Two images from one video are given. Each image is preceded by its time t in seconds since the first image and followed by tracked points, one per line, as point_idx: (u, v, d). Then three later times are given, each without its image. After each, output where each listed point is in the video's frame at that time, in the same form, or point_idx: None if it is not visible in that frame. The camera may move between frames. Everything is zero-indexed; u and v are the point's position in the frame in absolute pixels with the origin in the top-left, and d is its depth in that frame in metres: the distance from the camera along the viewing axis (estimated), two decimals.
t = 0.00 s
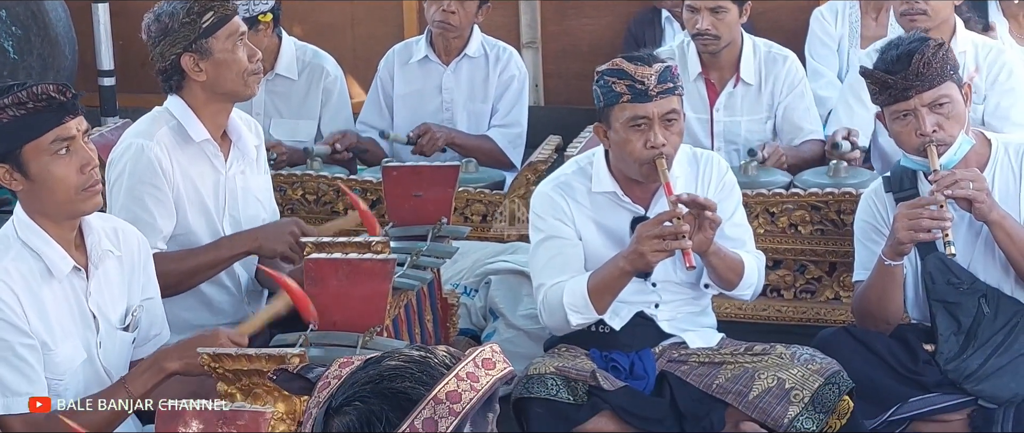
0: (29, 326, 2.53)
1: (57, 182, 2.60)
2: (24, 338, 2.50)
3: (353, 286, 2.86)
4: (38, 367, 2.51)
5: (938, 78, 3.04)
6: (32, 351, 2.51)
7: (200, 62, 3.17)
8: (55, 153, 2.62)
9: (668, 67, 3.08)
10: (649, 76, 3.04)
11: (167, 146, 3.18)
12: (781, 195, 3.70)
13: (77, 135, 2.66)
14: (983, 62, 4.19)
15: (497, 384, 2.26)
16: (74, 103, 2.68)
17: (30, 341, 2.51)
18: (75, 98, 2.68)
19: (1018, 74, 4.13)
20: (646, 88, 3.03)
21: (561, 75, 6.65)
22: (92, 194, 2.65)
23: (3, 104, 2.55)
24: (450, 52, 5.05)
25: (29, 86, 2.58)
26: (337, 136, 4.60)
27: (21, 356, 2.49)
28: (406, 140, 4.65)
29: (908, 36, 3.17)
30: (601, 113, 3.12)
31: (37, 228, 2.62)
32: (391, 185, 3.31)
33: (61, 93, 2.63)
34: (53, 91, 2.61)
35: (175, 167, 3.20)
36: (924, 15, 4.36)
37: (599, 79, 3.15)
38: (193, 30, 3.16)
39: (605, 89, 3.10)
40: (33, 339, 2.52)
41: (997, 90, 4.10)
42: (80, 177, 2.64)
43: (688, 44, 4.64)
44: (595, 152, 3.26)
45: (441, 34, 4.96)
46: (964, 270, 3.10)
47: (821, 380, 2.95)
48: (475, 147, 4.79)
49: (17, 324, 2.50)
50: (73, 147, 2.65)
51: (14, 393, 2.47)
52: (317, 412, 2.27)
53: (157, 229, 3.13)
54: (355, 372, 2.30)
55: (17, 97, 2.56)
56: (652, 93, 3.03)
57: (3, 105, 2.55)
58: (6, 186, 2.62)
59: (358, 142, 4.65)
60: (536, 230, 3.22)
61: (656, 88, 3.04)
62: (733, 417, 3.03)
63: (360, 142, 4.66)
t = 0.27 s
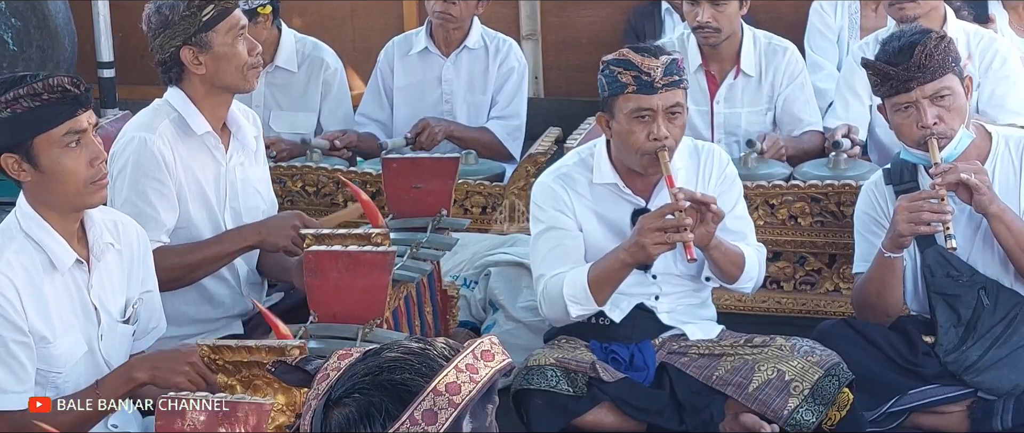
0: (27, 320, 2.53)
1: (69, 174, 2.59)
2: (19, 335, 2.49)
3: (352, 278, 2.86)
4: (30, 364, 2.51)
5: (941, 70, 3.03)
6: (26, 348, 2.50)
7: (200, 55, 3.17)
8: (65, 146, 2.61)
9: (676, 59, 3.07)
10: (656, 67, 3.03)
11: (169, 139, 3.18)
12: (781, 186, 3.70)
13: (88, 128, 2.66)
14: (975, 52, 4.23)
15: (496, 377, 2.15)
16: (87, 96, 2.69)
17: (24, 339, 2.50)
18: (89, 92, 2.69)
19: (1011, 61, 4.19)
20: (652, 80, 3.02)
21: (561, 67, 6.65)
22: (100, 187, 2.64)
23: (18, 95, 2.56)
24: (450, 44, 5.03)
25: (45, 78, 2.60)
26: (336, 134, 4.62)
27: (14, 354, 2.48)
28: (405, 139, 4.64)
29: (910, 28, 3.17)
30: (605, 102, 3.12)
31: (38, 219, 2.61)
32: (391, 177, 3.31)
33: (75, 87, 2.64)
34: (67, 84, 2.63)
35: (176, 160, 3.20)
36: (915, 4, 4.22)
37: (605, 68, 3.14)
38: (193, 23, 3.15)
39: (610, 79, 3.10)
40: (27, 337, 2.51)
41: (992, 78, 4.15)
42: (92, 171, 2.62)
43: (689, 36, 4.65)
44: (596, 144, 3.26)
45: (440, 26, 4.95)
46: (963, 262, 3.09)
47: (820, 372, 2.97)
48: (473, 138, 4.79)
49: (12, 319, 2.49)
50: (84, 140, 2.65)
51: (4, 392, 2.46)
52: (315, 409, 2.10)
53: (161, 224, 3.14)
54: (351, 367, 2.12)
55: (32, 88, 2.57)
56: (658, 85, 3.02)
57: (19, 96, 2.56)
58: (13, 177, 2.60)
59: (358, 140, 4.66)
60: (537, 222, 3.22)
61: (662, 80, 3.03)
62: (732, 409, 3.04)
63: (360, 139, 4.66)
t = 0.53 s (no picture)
0: (30, 307, 2.52)
1: (67, 166, 2.59)
2: (25, 321, 2.50)
3: (353, 270, 2.87)
4: (40, 349, 2.51)
5: (941, 63, 3.03)
6: (33, 333, 2.51)
7: (190, 48, 3.18)
8: (68, 137, 2.61)
9: (678, 53, 3.06)
10: (659, 60, 3.03)
11: (166, 130, 3.18)
12: (782, 179, 3.70)
13: (90, 119, 2.67)
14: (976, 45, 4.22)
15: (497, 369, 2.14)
16: (91, 88, 2.69)
17: (31, 324, 2.50)
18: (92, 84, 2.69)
19: (1014, 54, 4.18)
20: (654, 73, 3.02)
21: (561, 60, 6.64)
22: (102, 180, 2.64)
23: (23, 85, 2.55)
24: (450, 36, 5.02)
25: (48, 70, 2.59)
26: (336, 116, 4.60)
27: (22, 338, 2.49)
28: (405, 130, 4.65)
29: (912, 21, 3.16)
30: (606, 94, 3.12)
31: (36, 209, 2.61)
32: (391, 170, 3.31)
33: (79, 78, 2.65)
34: (72, 75, 2.64)
35: (174, 151, 3.19)
36: None
37: (606, 61, 3.14)
38: (188, 15, 3.16)
39: (612, 71, 3.09)
40: (34, 322, 2.51)
41: (995, 71, 4.13)
42: (93, 163, 2.63)
43: (688, 30, 4.65)
44: (596, 137, 3.26)
45: (441, 18, 4.94)
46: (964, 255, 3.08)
47: (821, 364, 2.98)
48: (474, 130, 4.79)
49: (18, 305, 2.49)
50: (87, 131, 2.65)
51: (20, 375, 2.49)
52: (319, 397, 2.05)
53: (159, 212, 3.13)
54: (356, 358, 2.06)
55: (37, 79, 2.57)
56: (660, 79, 3.02)
57: (23, 85, 2.55)
58: (14, 168, 2.60)
59: (357, 123, 4.64)
60: (537, 216, 3.22)
61: (664, 73, 3.03)
62: (733, 401, 3.06)
63: (359, 123, 4.65)
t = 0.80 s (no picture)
0: (37, 303, 2.50)
1: (88, 156, 2.58)
2: (28, 319, 2.46)
3: (356, 262, 2.87)
4: (37, 348, 2.47)
5: (945, 54, 3.03)
6: (35, 332, 2.47)
7: (190, 38, 3.18)
8: (87, 127, 2.60)
9: (677, 47, 3.05)
10: (656, 55, 3.01)
11: (168, 120, 3.16)
12: (784, 171, 3.69)
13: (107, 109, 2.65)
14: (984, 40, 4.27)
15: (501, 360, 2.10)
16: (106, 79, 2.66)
17: (34, 322, 2.47)
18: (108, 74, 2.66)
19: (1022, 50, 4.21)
20: (653, 68, 3.01)
21: (562, 52, 6.64)
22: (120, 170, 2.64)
23: (41, 77, 2.53)
24: (453, 28, 5.02)
25: (65, 60, 2.56)
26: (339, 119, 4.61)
27: (23, 336, 2.45)
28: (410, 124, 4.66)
29: (915, 13, 3.16)
30: (605, 89, 3.10)
31: (50, 201, 2.59)
32: (393, 162, 3.30)
33: (95, 67, 2.61)
34: (89, 65, 2.59)
35: (176, 141, 3.18)
36: None
37: (605, 55, 3.13)
38: (188, 6, 3.16)
39: (611, 66, 3.08)
40: (36, 320, 2.48)
41: (1003, 67, 4.19)
42: (111, 153, 2.63)
43: (690, 21, 4.64)
44: (597, 133, 3.26)
45: (443, 10, 4.94)
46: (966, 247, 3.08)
47: (823, 356, 2.98)
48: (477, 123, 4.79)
49: (24, 301, 2.46)
50: (105, 121, 2.63)
51: (13, 375, 2.42)
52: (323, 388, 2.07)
53: (160, 201, 3.12)
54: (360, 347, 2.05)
55: (55, 70, 2.53)
56: (658, 73, 3.01)
57: (42, 76, 2.53)
58: (31, 159, 2.57)
59: (361, 124, 4.67)
60: (539, 211, 3.22)
61: (663, 67, 3.01)
62: (735, 393, 3.06)
63: (363, 123, 4.67)
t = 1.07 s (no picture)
0: (45, 288, 2.51)
1: (90, 147, 2.58)
2: (40, 301, 2.48)
3: (360, 253, 2.88)
4: (51, 330, 2.49)
5: (951, 46, 3.02)
6: (48, 313, 2.49)
7: (191, 28, 3.19)
8: (90, 117, 2.60)
9: (672, 37, 3.05)
10: (653, 46, 3.01)
11: (173, 110, 3.16)
12: (788, 163, 3.69)
13: (113, 101, 2.64)
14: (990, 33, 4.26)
15: (509, 352, 2.02)
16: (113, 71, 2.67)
17: (46, 304, 2.48)
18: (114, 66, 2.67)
19: None
20: (650, 59, 3.00)
21: (567, 43, 6.63)
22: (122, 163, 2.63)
23: (45, 64, 2.55)
24: (458, 18, 5.02)
25: (71, 50, 2.58)
26: (344, 99, 4.61)
27: (36, 318, 2.46)
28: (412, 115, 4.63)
29: (920, 6, 3.16)
30: (604, 83, 3.10)
31: (55, 189, 2.60)
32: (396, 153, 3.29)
33: (102, 60, 2.63)
34: (95, 56, 2.62)
35: (180, 130, 3.17)
36: None
37: (603, 49, 3.12)
38: None
39: (609, 59, 3.08)
40: (49, 302, 2.49)
41: (1009, 59, 4.18)
42: (116, 144, 2.62)
43: (694, 12, 4.63)
44: (598, 126, 3.25)
45: None
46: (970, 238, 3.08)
47: (826, 348, 2.97)
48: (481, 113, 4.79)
49: (34, 285, 2.47)
50: (108, 113, 2.63)
51: (25, 355, 2.46)
52: (328, 379, 2.03)
53: (161, 190, 3.12)
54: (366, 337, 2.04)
55: (59, 59, 2.56)
56: (656, 64, 3.00)
57: (46, 64, 2.56)
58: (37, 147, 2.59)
59: (363, 108, 4.64)
60: (541, 206, 3.21)
61: (661, 58, 3.01)
62: (738, 385, 3.06)
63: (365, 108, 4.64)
